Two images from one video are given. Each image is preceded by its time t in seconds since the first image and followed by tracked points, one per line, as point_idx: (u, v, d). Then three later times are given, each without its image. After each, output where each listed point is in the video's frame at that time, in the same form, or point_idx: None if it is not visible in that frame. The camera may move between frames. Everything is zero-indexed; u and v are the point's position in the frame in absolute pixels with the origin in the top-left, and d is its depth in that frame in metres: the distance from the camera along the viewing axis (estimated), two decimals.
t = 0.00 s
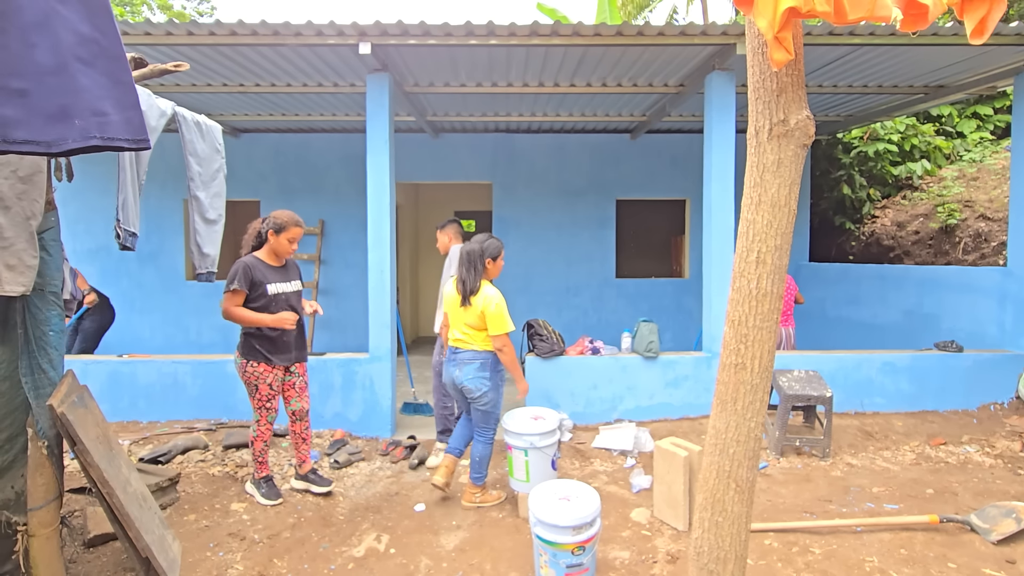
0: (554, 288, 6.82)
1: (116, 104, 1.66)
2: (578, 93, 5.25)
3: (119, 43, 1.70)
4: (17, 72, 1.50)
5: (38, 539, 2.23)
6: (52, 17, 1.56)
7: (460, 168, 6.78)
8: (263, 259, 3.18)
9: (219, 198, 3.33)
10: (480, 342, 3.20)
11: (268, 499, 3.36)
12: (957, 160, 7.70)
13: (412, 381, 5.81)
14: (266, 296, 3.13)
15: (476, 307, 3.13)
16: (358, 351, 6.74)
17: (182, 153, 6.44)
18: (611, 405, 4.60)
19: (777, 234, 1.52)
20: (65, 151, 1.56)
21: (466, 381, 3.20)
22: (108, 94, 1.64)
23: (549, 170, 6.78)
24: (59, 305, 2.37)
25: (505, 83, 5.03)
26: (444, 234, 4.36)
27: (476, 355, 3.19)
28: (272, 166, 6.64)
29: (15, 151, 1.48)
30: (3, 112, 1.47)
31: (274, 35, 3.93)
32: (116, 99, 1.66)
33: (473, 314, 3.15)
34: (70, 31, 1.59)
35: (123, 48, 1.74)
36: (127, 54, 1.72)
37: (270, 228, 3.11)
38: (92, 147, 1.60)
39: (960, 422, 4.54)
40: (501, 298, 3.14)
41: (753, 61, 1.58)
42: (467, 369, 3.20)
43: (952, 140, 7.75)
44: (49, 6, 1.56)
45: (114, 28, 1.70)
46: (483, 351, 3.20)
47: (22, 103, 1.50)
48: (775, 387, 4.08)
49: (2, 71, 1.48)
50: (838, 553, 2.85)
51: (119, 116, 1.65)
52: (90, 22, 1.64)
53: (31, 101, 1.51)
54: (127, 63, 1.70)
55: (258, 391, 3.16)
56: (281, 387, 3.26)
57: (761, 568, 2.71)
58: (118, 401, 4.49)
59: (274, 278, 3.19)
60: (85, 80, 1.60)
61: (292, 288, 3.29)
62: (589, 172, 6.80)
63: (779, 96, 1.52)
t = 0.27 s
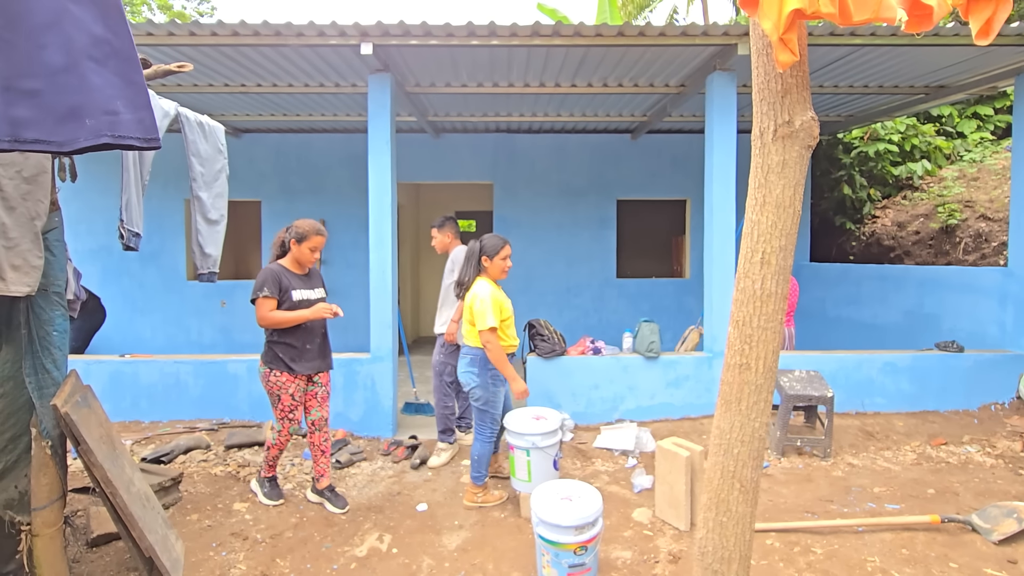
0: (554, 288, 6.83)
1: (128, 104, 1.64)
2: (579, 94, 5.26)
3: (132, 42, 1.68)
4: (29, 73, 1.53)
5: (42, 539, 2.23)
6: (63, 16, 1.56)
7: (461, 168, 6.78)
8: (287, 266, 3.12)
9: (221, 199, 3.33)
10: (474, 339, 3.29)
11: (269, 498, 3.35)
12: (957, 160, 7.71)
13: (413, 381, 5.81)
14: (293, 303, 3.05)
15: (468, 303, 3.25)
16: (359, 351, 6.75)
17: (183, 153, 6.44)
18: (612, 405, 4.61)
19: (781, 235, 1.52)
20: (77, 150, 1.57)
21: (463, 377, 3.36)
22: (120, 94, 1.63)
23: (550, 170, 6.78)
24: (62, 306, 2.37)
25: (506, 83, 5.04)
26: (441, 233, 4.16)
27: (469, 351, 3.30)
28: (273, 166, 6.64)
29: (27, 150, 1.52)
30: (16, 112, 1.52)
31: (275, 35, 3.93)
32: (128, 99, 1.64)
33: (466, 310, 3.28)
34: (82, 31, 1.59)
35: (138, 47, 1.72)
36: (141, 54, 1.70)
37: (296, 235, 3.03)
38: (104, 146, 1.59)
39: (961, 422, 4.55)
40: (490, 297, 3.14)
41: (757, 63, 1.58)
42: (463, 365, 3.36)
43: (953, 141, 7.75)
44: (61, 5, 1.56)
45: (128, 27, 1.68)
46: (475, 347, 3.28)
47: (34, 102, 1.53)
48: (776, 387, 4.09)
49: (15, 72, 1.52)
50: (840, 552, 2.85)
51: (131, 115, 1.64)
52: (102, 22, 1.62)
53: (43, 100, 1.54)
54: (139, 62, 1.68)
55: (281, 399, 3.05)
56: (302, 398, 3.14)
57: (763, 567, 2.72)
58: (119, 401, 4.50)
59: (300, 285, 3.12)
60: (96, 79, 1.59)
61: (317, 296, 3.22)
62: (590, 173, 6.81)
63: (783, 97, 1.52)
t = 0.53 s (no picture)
0: (555, 288, 6.83)
1: (139, 108, 1.65)
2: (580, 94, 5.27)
3: (142, 48, 1.69)
4: (42, 78, 1.53)
5: (45, 540, 2.25)
6: (75, 22, 1.57)
7: (462, 169, 6.79)
8: (310, 269, 3.08)
9: (224, 200, 3.34)
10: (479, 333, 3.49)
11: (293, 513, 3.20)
12: (957, 160, 7.71)
13: (414, 382, 5.82)
14: (313, 306, 3.00)
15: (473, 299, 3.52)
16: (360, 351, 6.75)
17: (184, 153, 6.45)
18: (613, 405, 4.61)
19: (784, 237, 1.53)
20: (91, 155, 1.58)
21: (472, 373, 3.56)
22: (131, 98, 1.63)
23: (551, 170, 6.79)
24: (65, 306, 2.38)
25: (507, 84, 5.05)
26: (437, 234, 3.95)
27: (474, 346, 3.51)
28: (274, 166, 6.65)
29: (41, 155, 1.52)
30: (30, 118, 1.51)
31: (277, 36, 3.93)
32: (140, 103, 1.65)
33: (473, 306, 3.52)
34: (94, 36, 1.60)
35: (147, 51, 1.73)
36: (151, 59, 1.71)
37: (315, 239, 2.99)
38: (117, 150, 1.60)
39: (961, 422, 4.55)
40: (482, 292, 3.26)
41: (760, 66, 1.59)
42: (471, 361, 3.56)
43: (953, 141, 7.75)
44: (73, 11, 1.57)
45: (138, 33, 1.69)
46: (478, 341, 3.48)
47: (48, 108, 1.53)
48: (777, 388, 4.09)
49: (29, 77, 1.52)
50: (841, 552, 2.86)
51: (142, 120, 1.64)
52: (114, 27, 1.63)
53: (57, 105, 1.54)
54: (149, 67, 1.69)
55: (299, 402, 2.99)
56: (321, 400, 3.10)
57: (765, 568, 2.72)
58: (121, 402, 4.50)
59: (320, 288, 3.07)
60: (108, 84, 1.60)
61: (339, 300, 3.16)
62: (590, 173, 6.81)
63: (786, 100, 1.53)
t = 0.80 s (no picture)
0: (555, 288, 6.83)
1: (144, 115, 1.66)
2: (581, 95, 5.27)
3: (145, 55, 1.70)
4: (48, 85, 1.53)
5: (45, 540, 2.26)
6: (81, 29, 1.57)
7: (462, 169, 6.78)
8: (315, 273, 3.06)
9: (224, 200, 3.34)
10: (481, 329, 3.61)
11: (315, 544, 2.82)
12: (957, 160, 7.71)
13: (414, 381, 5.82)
14: (313, 309, 2.96)
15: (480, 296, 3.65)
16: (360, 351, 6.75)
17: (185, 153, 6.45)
18: (613, 405, 4.61)
19: (785, 237, 1.53)
20: (95, 161, 1.58)
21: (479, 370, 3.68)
22: (136, 105, 1.64)
23: (551, 170, 6.79)
24: (65, 307, 2.38)
25: (507, 84, 5.05)
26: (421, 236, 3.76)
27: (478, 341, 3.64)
28: (274, 166, 6.64)
29: (47, 161, 1.53)
30: (37, 124, 1.51)
31: (276, 35, 3.93)
32: (144, 110, 1.65)
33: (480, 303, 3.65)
34: (99, 45, 1.60)
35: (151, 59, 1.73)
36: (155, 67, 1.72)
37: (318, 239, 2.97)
38: (122, 157, 1.61)
39: (961, 422, 4.56)
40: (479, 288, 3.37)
41: (761, 66, 1.59)
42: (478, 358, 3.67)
43: (952, 141, 7.75)
44: (78, 18, 1.57)
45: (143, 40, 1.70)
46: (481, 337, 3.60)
47: (54, 114, 1.53)
48: (777, 388, 4.10)
49: (36, 83, 1.52)
50: (841, 553, 2.86)
51: (147, 126, 1.65)
52: (119, 35, 1.64)
53: (63, 112, 1.54)
54: (153, 74, 1.70)
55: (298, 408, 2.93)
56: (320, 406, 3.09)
57: (765, 568, 2.72)
58: (122, 401, 4.50)
59: (324, 291, 3.04)
60: (114, 92, 1.60)
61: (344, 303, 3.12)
62: (590, 173, 6.81)
63: (787, 100, 1.53)
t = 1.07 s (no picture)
0: (554, 288, 6.85)
1: (141, 107, 1.67)
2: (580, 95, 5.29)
3: (144, 48, 1.72)
4: (45, 77, 1.55)
5: (47, 538, 2.26)
6: (78, 21, 1.59)
7: (462, 169, 6.81)
8: (308, 281, 2.93)
9: (226, 200, 3.36)
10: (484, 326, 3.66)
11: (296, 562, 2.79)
12: (954, 160, 7.75)
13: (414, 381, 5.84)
14: (302, 319, 2.85)
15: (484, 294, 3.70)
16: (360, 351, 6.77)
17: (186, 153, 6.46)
18: (612, 404, 4.63)
19: (784, 236, 1.55)
20: (91, 153, 1.59)
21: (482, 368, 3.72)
22: (134, 97, 1.65)
23: (551, 171, 6.81)
24: (68, 306, 2.40)
25: (507, 84, 5.07)
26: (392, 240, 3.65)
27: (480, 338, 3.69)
28: (275, 166, 6.66)
29: (41, 152, 1.54)
30: (32, 116, 1.54)
31: (278, 37, 3.96)
32: (141, 102, 1.66)
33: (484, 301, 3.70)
34: (97, 36, 1.62)
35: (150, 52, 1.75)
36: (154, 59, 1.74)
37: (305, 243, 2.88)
38: (117, 148, 1.61)
39: (959, 421, 4.58)
40: (478, 284, 3.49)
41: (761, 66, 1.62)
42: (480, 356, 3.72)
43: (950, 141, 7.79)
44: (75, 11, 1.59)
45: (141, 34, 1.72)
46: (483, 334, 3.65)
47: (49, 106, 1.55)
48: (776, 387, 4.12)
49: (33, 76, 1.54)
50: (839, 550, 2.88)
51: (144, 118, 1.66)
52: (116, 28, 1.66)
53: (58, 103, 1.55)
54: (152, 68, 1.71)
55: (293, 421, 2.86)
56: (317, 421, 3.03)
57: (764, 565, 2.74)
58: (124, 401, 4.52)
59: (315, 299, 2.92)
60: (110, 83, 1.61)
61: (338, 313, 3.00)
62: (590, 173, 6.84)
63: (787, 100, 1.55)
